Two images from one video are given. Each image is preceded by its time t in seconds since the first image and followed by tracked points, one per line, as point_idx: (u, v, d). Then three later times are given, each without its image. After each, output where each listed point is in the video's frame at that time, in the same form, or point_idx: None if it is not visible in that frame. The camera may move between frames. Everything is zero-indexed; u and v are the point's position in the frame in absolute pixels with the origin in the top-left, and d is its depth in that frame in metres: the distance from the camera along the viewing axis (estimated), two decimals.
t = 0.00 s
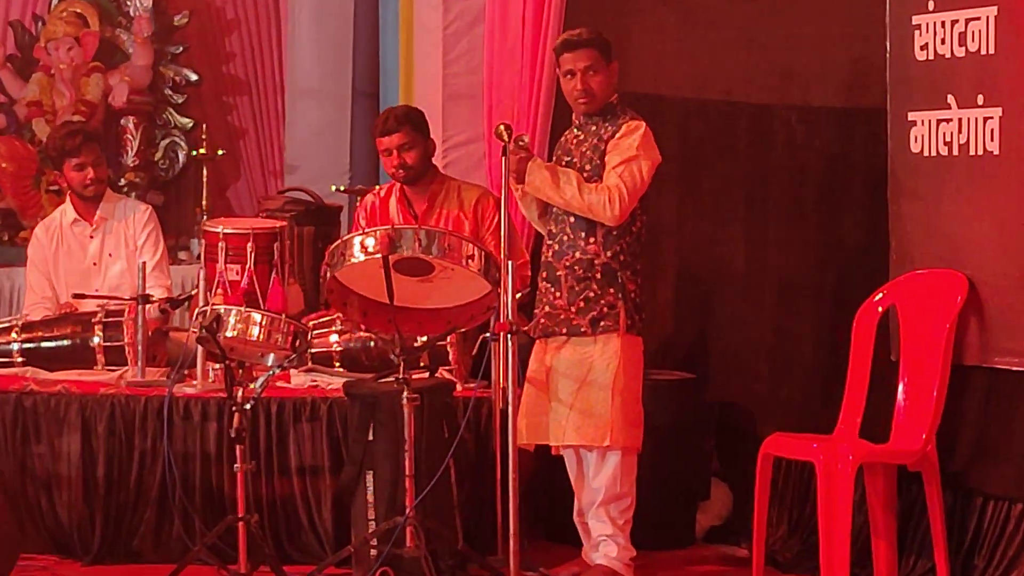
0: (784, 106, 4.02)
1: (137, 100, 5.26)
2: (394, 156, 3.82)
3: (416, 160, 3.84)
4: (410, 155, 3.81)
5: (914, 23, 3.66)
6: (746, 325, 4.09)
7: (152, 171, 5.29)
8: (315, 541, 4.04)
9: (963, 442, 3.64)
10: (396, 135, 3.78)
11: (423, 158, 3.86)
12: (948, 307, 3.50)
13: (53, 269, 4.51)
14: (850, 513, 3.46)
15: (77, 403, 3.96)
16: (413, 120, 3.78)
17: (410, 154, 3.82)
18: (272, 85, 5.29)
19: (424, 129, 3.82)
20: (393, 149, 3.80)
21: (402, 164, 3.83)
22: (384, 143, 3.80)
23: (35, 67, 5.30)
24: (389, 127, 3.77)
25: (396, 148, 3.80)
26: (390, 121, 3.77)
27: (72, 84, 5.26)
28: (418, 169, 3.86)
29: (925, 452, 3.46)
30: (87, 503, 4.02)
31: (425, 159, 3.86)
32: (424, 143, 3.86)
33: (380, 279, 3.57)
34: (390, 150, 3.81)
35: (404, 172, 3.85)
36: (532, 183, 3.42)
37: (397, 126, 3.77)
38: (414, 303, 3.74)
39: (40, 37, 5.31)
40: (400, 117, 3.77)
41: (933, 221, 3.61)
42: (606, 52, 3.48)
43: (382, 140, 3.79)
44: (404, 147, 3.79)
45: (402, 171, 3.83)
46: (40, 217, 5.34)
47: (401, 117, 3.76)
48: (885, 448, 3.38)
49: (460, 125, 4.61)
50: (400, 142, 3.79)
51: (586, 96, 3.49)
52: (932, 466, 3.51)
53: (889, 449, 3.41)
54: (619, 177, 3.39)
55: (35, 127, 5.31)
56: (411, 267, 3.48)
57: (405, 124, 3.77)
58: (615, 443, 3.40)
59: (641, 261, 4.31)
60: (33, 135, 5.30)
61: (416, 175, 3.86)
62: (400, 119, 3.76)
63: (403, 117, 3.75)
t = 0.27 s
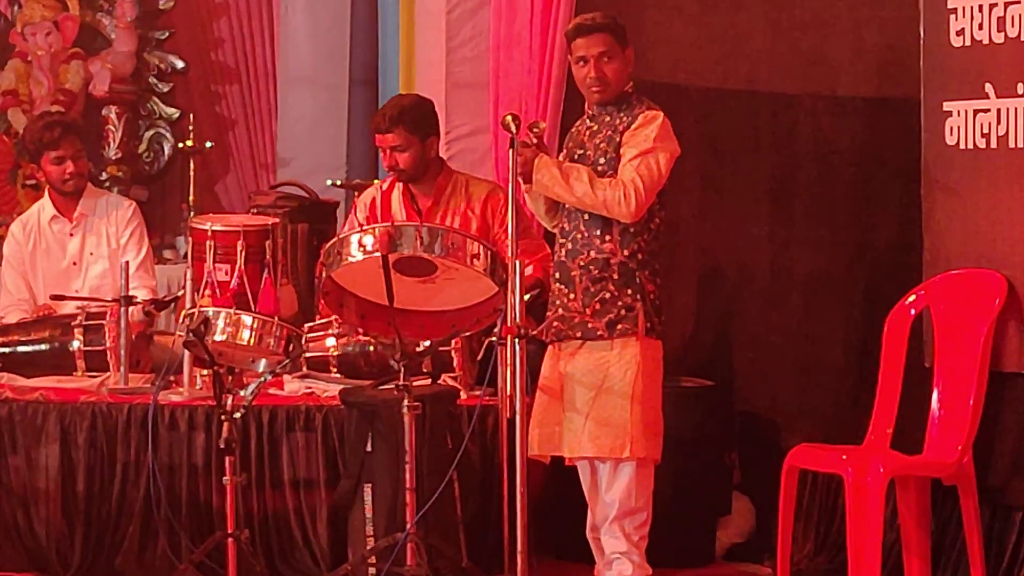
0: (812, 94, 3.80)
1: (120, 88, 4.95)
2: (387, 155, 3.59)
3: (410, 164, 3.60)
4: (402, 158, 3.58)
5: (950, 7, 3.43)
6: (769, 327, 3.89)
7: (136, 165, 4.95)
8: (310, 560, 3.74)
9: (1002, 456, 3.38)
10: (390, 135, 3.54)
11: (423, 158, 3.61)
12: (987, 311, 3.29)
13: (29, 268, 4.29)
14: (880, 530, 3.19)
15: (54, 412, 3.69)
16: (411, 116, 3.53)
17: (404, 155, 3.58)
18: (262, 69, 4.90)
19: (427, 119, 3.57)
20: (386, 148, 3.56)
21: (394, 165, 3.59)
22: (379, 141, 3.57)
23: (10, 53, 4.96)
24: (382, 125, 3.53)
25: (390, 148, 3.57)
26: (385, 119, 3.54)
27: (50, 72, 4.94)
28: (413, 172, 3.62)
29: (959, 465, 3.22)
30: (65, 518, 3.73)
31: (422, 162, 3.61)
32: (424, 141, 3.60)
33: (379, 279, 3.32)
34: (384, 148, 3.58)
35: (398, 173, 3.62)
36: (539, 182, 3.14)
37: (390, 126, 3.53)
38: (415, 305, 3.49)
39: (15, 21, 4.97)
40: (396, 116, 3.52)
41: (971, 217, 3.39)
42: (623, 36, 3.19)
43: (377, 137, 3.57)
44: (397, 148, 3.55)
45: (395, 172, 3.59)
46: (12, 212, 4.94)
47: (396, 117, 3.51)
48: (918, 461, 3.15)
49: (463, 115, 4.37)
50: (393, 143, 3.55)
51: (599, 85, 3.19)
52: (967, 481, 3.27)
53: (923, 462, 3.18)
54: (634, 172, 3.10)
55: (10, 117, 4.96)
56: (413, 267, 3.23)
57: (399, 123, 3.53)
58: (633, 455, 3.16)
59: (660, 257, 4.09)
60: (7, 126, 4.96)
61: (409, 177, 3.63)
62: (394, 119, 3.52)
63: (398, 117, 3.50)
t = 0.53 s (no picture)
0: (836, 79, 3.74)
1: (97, 72, 4.58)
2: (387, 143, 3.33)
3: (411, 153, 3.33)
4: (403, 146, 3.32)
5: None
6: (792, 322, 3.78)
7: (113, 154, 4.61)
8: None
9: None
10: (391, 122, 3.28)
11: (425, 148, 3.36)
12: None
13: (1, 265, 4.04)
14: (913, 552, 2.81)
15: (26, 419, 3.42)
16: (412, 103, 3.27)
17: (405, 144, 3.32)
18: (249, 52, 4.66)
19: (427, 106, 3.32)
20: (386, 136, 3.31)
21: (395, 154, 3.33)
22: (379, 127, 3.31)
23: None
24: (382, 111, 3.28)
25: (390, 136, 3.31)
26: (385, 105, 3.28)
27: (22, 55, 4.54)
28: (414, 162, 3.36)
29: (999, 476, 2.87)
30: (37, 535, 3.46)
31: (424, 152, 3.36)
32: (427, 129, 3.36)
33: (375, 278, 3.07)
34: (384, 136, 3.32)
35: (398, 163, 3.36)
36: (548, 166, 2.89)
37: (392, 112, 3.27)
38: (413, 305, 3.23)
39: None
40: (398, 102, 3.26)
41: (1012, 209, 3.19)
42: (637, 16, 2.92)
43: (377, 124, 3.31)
44: (398, 137, 3.29)
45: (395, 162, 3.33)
46: None
47: (398, 103, 3.25)
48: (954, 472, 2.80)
49: (464, 102, 4.13)
50: (395, 130, 3.29)
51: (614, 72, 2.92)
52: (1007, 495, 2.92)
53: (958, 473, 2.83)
54: (650, 161, 2.85)
55: None
56: (411, 264, 2.99)
57: (402, 109, 3.26)
58: (651, 469, 2.91)
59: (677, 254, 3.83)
60: None
61: (409, 167, 3.37)
62: (395, 104, 3.26)
63: (400, 104, 3.24)
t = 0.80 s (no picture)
0: (843, 76, 3.73)
1: (97, 69, 4.56)
2: (393, 143, 3.31)
3: (419, 152, 3.31)
4: (411, 145, 3.30)
5: None
6: (799, 323, 3.75)
7: (114, 151, 4.59)
8: None
9: None
10: (396, 122, 3.26)
11: (431, 147, 3.33)
12: None
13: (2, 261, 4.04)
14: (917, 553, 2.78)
15: (27, 417, 3.41)
16: (420, 101, 3.27)
17: (412, 144, 3.31)
18: (251, 47, 4.60)
19: (431, 102, 3.30)
20: (391, 135, 3.29)
21: (402, 154, 3.31)
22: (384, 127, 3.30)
23: None
24: (388, 111, 3.25)
25: (396, 135, 3.29)
26: (391, 104, 3.26)
27: (23, 51, 4.55)
28: (421, 161, 3.33)
29: (1004, 475, 2.84)
30: (38, 533, 3.44)
31: (431, 150, 3.33)
32: (433, 128, 3.34)
33: (378, 275, 3.05)
34: (390, 135, 3.30)
35: (404, 162, 3.34)
36: (555, 166, 2.88)
37: (398, 112, 3.25)
38: (417, 302, 3.22)
39: None
40: (403, 102, 3.25)
41: (1018, 207, 3.17)
42: (643, 15, 2.91)
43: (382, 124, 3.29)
44: (404, 136, 3.27)
45: (401, 161, 3.31)
46: None
47: (404, 102, 3.24)
48: (959, 471, 2.77)
49: (467, 99, 4.11)
50: (400, 130, 3.27)
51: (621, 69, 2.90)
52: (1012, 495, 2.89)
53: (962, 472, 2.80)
54: (656, 159, 2.83)
55: None
56: (414, 262, 2.97)
57: (408, 109, 3.25)
58: (656, 466, 2.89)
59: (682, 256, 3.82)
60: None
61: (416, 167, 3.34)
62: (402, 104, 3.25)
63: (405, 103, 3.23)
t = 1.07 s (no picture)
0: (846, 74, 3.73)
1: (101, 67, 4.56)
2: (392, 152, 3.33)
3: (418, 163, 3.35)
4: (410, 158, 3.33)
5: None
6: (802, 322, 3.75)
7: (117, 149, 4.60)
8: None
9: None
10: (395, 137, 3.26)
11: (429, 156, 3.37)
12: None
13: (4, 260, 4.04)
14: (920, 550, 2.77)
15: (30, 415, 3.41)
16: (417, 114, 3.24)
17: (411, 154, 3.33)
18: (254, 47, 4.63)
19: (433, 101, 3.30)
20: (391, 148, 3.30)
21: (401, 164, 3.35)
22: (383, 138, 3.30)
23: None
24: (387, 127, 3.24)
25: (396, 147, 3.31)
26: (390, 118, 3.23)
27: (25, 50, 4.55)
28: (421, 169, 3.38)
29: (1007, 473, 2.83)
30: (40, 532, 3.44)
31: (429, 158, 3.37)
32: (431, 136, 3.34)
33: (380, 272, 3.05)
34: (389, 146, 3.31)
35: (404, 170, 3.38)
36: (558, 165, 2.89)
37: (396, 128, 3.24)
38: (419, 301, 3.22)
39: None
40: (402, 117, 3.22)
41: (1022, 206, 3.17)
42: (646, 15, 2.91)
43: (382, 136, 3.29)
44: (404, 150, 3.30)
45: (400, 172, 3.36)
46: None
47: (402, 118, 3.21)
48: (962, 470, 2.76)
49: (470, 97, 4.10)
50: (399, 144, 3.28)
51: (623, 69, 2.90)
52: (1015, 493, 2.88)
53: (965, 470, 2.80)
54: (659, 158, 2.83)
55: None
56: (416, 260, 2.96)
57: (406, 124, 3.24)
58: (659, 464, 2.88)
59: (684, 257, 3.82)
60: None
61: (415, 174, 3.39)
62: (400, 119, 3.22)
63: (404, 119, 3.21)
